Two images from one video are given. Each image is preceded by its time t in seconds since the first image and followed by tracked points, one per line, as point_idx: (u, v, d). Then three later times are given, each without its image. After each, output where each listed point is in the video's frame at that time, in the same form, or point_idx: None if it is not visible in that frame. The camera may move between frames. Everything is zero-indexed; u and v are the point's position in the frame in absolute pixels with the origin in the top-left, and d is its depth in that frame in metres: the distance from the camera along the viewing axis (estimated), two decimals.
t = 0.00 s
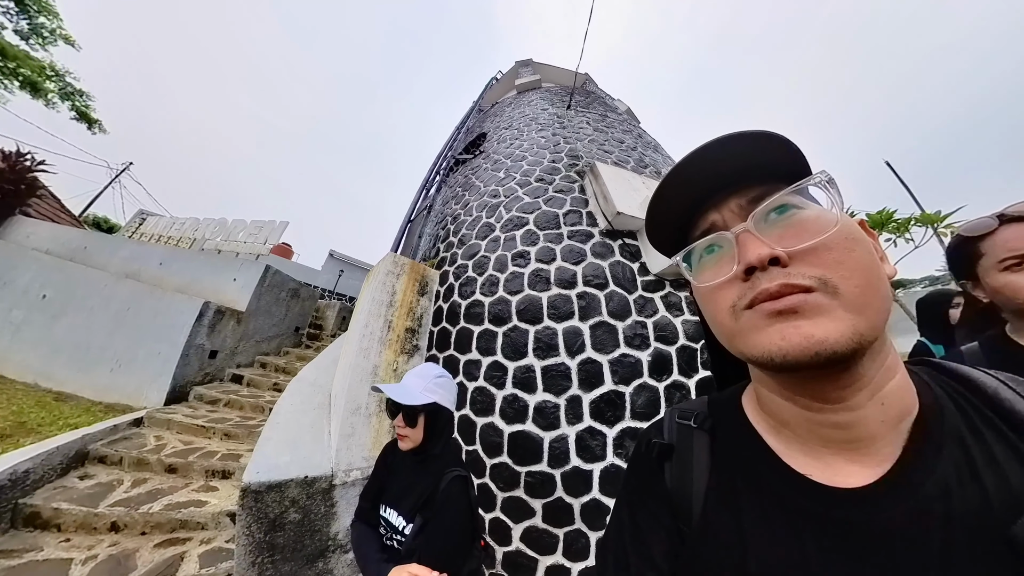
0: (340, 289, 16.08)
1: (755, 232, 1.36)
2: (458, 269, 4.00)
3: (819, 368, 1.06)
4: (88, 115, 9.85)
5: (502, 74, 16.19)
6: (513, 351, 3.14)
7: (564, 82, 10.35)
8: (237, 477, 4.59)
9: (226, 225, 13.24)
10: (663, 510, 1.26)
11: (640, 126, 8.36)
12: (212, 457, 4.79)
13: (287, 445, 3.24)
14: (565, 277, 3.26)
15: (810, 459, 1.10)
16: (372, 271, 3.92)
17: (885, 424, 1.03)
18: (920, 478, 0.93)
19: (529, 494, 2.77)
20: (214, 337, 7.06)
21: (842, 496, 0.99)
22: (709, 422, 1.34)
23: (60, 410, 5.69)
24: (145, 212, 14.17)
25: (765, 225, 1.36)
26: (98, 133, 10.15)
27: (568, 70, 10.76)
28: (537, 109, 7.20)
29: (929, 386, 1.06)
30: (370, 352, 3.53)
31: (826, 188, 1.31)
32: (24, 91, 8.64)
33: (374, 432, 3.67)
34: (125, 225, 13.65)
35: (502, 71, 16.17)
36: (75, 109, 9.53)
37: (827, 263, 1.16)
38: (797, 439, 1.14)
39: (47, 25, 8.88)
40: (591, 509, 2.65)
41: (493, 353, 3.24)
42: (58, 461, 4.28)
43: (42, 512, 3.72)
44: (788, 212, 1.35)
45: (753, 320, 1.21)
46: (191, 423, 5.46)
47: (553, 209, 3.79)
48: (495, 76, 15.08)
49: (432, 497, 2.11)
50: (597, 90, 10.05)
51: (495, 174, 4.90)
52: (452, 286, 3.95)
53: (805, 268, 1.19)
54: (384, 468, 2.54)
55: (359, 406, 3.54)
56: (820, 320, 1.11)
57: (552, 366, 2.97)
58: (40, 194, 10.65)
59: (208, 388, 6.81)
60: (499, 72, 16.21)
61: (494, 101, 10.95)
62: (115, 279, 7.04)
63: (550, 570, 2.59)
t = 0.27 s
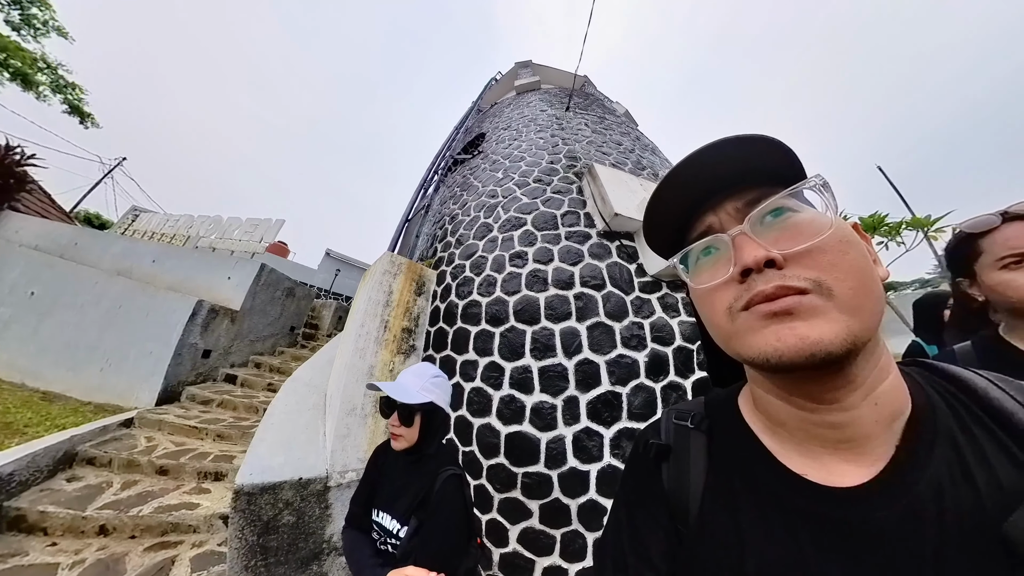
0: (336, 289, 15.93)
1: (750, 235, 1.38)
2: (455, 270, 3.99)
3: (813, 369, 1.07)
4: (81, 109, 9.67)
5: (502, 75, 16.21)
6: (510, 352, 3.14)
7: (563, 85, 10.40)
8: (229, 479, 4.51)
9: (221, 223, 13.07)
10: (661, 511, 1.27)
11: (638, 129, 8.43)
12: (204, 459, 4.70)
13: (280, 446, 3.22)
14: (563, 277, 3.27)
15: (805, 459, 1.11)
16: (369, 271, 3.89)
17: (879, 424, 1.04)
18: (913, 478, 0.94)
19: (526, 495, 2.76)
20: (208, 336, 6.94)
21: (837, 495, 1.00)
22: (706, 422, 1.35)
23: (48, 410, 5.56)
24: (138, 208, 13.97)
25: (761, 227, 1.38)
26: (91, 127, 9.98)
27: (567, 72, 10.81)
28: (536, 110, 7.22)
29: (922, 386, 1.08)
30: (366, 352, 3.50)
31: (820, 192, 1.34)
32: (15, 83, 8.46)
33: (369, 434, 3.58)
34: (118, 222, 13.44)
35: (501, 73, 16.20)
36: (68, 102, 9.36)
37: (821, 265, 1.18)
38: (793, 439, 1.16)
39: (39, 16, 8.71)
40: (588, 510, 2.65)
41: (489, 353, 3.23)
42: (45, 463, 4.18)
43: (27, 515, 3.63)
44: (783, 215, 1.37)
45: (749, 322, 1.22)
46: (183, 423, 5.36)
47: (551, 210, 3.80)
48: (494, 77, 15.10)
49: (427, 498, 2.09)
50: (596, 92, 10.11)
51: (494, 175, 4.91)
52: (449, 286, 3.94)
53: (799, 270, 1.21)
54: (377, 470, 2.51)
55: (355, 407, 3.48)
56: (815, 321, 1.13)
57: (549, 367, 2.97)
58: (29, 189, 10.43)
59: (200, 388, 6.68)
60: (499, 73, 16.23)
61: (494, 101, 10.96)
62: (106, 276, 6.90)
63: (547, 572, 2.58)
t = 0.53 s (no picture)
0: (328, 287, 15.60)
1: (741, 240, 1.41)
2: (450, 269, 3.96)
3: (801, 370, 1.11)
4: (62, 94, 9.20)
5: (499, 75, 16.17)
6: (504, 352, 3.14)
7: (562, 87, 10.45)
8: (215, 482, 4.24)
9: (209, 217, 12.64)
10: (653, 512, 1.29)
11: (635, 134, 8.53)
12: (188, 461, 4.45)
13: (268, 449, 3.14)
14: (557, 278, 3.29)
15: (792, 458, 1.15)
16: (361, 269, 3.83)
17: (861, 423, 1.08)
18: (893, 475, 0.98)
19: (519, 496, 2.76)
20: (193, 334, 6.69)
21: (820, 493, 1.03)
22: (696, 423, 1.38)
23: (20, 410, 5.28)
24: (122, 200, 13.45)
25: (751, 233, 1.42)
26: (73, 114, 9.50)
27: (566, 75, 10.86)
28: (534, 112, 7.23)
29: (902, 387, 1.12)
30: (358, 352, 3.44)
31: (808, 200, 1.38)
32: None
33: (360, 434, 3.57)
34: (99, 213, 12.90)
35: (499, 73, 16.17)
36: (48, 86, 8.89)
37: (808, 270, 1.22)
38: (781, 439, 1.19)
39: None
40: (581, 510, 2.66)
41: (483, 354, 3.22)
42: (14, 467, 3.96)
43: None
44: (773, 220, 1.41)
45: (740, 324, 1.25)
46: (166, 425, 5.11)
47: (547, 211, 3.81)
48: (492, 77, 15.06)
49: (418, 500, 2.07)
50: (593, 96, 10.19)
51: (490, 175, 4.90)
52: (443, 285, 3.92)
53: (787, 275, 1.25)
54: (364, 474, 2.47)
55: (346, 407, 3.45)
56: (802, 324, 1.17)
57: (543, 368, 2.98)
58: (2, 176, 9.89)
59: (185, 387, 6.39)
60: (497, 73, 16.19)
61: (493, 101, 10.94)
62: (86, 270, 6.56)
63: (540, 572, 2.58)
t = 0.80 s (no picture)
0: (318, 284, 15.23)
1: (729, 245, 1.46)
2: (443, 269, 3.94)
3: (784, 371, 1.16)
4: (42, 76, 8.66)
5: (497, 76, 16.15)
6: (497, 353, 3.13)
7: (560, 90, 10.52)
8: (199, 487, 4.03)
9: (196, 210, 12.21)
10: (643, 510, 1.32)
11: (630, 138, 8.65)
12: (170, 464, 4.22)
13: (255, 451, 3.05)
14: (552, 280, 3.31)
15: (777, 455, 1.19)
16: (353, 267, 3.76)
17: (842, 422, 1.13)
18: (872, 471, 1.02)
19: (512, 496, 2.76)
20: (176, 331, 6.38)
21: (803, 489, 1.08)
22: (686, 422, 1.41)
23: None
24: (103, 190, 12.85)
25: (739, 238, 1.47)
26: (54, 97, 8.97)
27: (564, 78, 10.93)
28: (531, 113, 7.25)
29: (880, 387, 1.17)
30: (349, 351, 3.37)
31: (795, 209, 1.43)
32: None
33: (351, 435, 3.50)
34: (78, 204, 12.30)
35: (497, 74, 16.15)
36: (26, 68, 8.35)
37: (792, 276, 1.27)
38: (766, 437, 1.24)
39: None
40: (574, 509, 2.68)
41: (477, 354, 3.21)
42: None
43: None
44: (760, 227, 1.46)
45: (727, 327, 1.29)
46: (146, 426, 4.83)
47: (542, 213, 3.83)
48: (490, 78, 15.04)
49: (410, 502, 2.04)
50: (591, 100, 10.29)
51: (486, 175, 4.89)
52: (437, 285, 3.89)
53: (773, 279, 1.29)
54: (354, 476, 2.42)
55: (336, 408, 3.38)
56: (786, 327, 1.21)
57: (536, 368, 2.99)
58: None
59: (168, 387, 6.06)
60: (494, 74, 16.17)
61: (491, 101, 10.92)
62: (63, 263, 6.19)
63: (533, 572, 2.59)
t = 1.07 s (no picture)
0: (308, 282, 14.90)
1: (721, 251, 1.50)
2: (437, 268, 3.90)
3: (772, 374, 1.20)
4: (18, 57, 8.16)
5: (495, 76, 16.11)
6: (491, 353, 3.12)
7: (558, 92, 10.58)
8: (182, 491, 3.87)
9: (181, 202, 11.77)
10: (634, 509, 1.34)
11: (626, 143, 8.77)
12: (151, 468, 4.02)
13: (239, 455, 3.00)
14: (546, 281, 3.32)
15: (765, 455, 1.23)
16: (345, 265, 3.70)
17: (826, 422, 1.17)
18: (855, 470, 1.06)
19: (505, 497, 2.75)
20: (159, 328, 6.21)
21: (791, 487, 1.11)
22: (677, 422, 1.44)
23: None
24: (81, 177, 12.24)
25: (730, 244, 1.51)
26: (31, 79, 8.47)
27: (562, 81, 11.00)
28: (528, 115, 7.27)
29: (863, 388, 1.21)
30: (341, 351, 3.32)
31: (784, 217, 1.48)
32: None
33: (341, 436, 3.41)
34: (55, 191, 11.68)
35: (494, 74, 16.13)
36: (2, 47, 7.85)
37: (780, 282, 1.31)
38: (754, 437, 1.27)
39: None
40: (566, 509, 2.69)
41: (470, 355, 3.19)
42: None
43: None
44: (750, 233, 1.50)
45: (718, 330, 1.33)
46: (126, 428, 4.61)
47: (537, 214, 3.84)
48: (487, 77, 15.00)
49: (404, 505, 2.01)
50: (588, 103, 10.38)
51: (482, 175, 4.87)
52: (431, 284, 3.85)
53: (762, 285, 1.33)
54: (343, 480, 2.37)
55: (326, 410, 3.30)
56: (775, 331, 1.25)
57: (529, 369, 2.99)
58: None
59: (148, 387, 5.84)
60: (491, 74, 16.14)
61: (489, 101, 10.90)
62: (37, 255, 5.79)
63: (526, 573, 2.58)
